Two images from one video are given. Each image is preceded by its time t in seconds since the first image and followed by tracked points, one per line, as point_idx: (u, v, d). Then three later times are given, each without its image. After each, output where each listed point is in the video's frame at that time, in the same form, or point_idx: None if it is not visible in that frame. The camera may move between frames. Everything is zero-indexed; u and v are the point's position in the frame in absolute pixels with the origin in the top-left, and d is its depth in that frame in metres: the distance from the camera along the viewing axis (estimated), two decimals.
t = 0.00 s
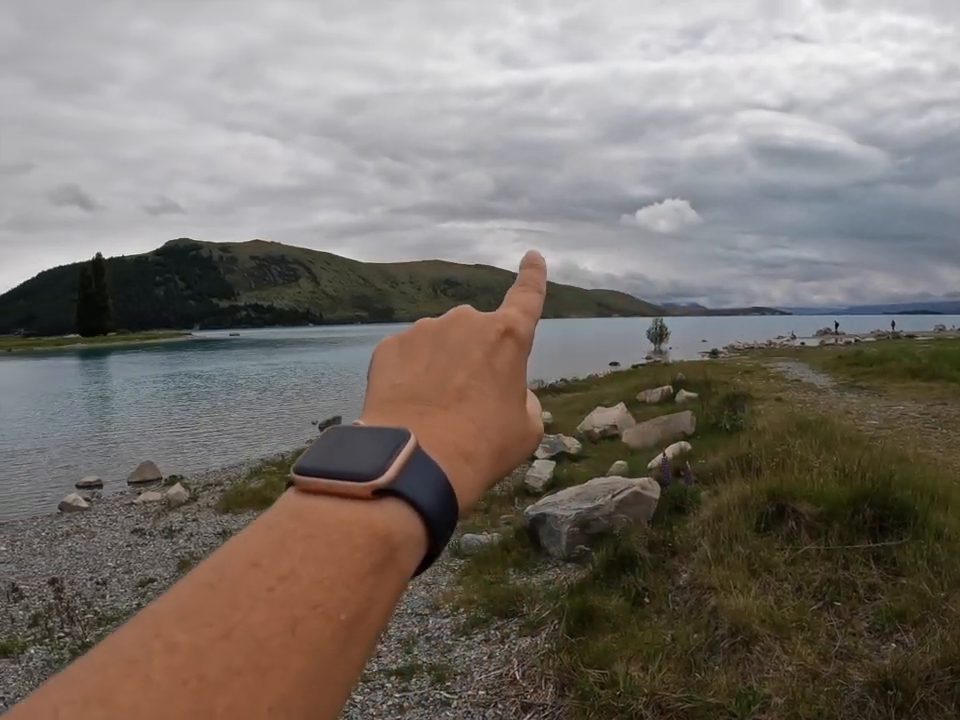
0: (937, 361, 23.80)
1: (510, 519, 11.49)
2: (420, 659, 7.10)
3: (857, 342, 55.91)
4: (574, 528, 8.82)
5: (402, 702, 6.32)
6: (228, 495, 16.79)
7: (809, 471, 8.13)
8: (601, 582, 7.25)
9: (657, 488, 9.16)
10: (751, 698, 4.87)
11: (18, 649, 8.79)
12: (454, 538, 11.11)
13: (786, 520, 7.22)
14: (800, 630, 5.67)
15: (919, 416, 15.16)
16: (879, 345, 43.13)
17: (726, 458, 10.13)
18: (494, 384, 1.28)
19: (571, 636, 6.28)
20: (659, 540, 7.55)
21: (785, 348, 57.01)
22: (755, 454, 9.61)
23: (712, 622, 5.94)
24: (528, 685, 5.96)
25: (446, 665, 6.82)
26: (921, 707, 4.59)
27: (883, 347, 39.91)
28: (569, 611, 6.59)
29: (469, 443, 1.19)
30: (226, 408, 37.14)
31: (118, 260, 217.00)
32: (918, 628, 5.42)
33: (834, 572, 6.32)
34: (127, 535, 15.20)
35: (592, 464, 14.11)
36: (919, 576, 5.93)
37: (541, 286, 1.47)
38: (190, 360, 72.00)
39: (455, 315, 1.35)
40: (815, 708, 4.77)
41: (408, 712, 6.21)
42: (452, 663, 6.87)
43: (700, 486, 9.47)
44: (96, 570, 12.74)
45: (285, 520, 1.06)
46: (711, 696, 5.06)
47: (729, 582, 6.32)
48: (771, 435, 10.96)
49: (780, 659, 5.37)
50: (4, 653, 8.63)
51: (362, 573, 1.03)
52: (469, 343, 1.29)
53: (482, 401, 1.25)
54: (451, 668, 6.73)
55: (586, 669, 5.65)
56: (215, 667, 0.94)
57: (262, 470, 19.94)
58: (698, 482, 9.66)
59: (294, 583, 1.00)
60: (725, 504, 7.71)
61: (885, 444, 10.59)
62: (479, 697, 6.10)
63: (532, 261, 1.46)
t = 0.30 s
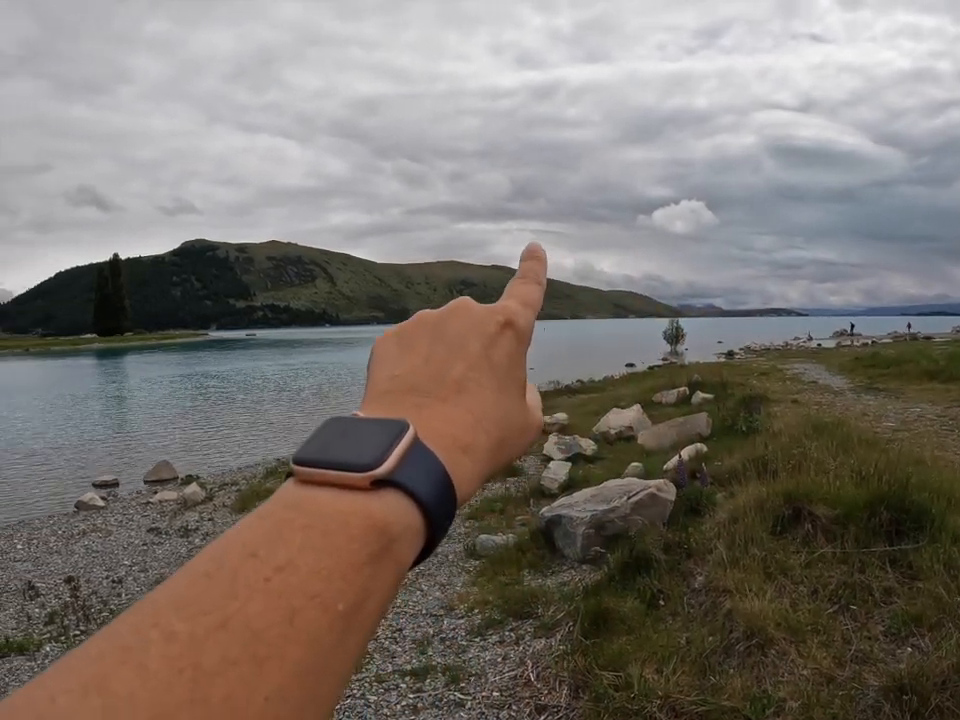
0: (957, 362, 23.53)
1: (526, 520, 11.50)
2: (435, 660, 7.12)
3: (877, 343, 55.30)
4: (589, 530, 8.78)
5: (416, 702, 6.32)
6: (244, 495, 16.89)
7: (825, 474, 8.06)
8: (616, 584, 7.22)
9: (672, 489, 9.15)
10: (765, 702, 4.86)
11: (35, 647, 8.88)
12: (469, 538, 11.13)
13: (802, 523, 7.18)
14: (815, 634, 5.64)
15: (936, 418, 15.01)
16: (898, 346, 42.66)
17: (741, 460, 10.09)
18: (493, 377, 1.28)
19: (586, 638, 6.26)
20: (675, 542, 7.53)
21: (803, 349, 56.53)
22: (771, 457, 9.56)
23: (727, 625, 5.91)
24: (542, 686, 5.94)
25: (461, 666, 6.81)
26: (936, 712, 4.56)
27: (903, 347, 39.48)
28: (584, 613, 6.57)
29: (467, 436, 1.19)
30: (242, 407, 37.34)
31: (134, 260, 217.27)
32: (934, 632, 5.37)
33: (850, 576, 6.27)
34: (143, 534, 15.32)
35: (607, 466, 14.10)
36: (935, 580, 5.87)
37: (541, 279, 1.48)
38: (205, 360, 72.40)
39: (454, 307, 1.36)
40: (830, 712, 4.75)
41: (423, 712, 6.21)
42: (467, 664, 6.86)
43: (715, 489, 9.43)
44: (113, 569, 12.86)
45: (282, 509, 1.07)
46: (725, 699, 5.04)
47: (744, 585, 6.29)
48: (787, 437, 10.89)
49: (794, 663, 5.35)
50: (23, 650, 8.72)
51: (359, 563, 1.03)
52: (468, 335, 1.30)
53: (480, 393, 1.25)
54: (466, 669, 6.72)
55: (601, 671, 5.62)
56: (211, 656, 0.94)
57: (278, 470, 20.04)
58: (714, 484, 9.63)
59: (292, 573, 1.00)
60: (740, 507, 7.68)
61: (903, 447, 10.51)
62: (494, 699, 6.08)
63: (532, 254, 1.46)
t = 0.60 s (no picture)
0: None
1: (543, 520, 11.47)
2: (452, 659, 7.12)
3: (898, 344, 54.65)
4: (607, 530, 8.77)
5: (432, 701, 6.31)
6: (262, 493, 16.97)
7: (844, 475, 7.98)
8: (634, 585, 7.18)
9: (691, 490, 9.10)
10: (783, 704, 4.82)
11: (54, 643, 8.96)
12: (486, 538, 11.11)
13: (821, 525, 7.11)
14: (833, 636, 5.59)
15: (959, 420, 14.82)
16: (920, 348, 42.15)
17: (760, 461, 10.01)
18: (495, 362, 1.26)
19: (604, 639, 6.22)
20: (693, 543, 7.48)
21: (823, 350, 55.95)
22: (790, 458, 9.48)
23: (745, 626, 5.87)
24: (559, 687, 5.91)
25: (477, 666, 6.79)
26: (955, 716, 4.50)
27: (924, 349, 38.97)
28: (601, 614, 6.54)
29: (468, 421, 1.17)
30: (258, 407, 37.54)
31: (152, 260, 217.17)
32: (953, 635, 5.30)
33: (868, 579, 6.21)
34: (161, 532, 15.43)
35: (625, 467, 14.04)
36: (955, 583, 5.80)
37: (544, 263, 1.46)
38: (223, 359, 72.89)
39: (456, 291, 1.33)
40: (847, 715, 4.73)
41: (439, 712, 6.19)
42: (483, 664, 6.84)
43: (734, 490, 9.34)
44: (131, 567, 12.95)
45: (281, 494, 1.06)
46: (742, 701, 4.99)
47: (762, 587, 6.24)
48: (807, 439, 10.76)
49: (812, 665, 5.31)
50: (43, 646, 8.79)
51: (357, 551, 1.01)
52: (469, 320, 1.28)
53: (481, 378, 1.23)
54: (482, 669, 6.70)
55: (618, 672, 5.59)
56: (205, 643, 0.93)
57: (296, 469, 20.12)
58: (732, 485, 9.55)
59: (289, 559, 0.99)
60: (759, 508, 7.61)
61: (924, 449, 10.39)
62: (510, 699, 6.06)
63: (535, 238, 1.44)
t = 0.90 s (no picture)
0: None
1: (563, 521, 11.43)
2: (471, 659, 7.14)
3: (920, 346, 54.11)
4: (626, 531, 8.76)
5: (452, 701, 6.32)
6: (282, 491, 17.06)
7: (865, 478, 7.95)
8: (653, 586, 7.18)
9: (711, 491, 9.10)
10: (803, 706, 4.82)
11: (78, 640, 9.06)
12: (506, 539, 11.10)
13: (841, 527, 7.10)
14: (853, 639, 5.59)
15: None
16: (942, 350, 41.74)
17: (780, 463, 9.98)
18: (478, 354, 1.27)
19: (623, 640, 6.23)
20: (712, 544, 7.46)
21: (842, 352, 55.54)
22: (810, 459, 9.45)
23: (764, 628, 5.86)
24: (578, 688, 5.92)
25: (497, 666, 6.81)
26: None
27: (947, 350, 38.59)
28: (621, 615, 6.53)
29: (451, 412, 1.18)
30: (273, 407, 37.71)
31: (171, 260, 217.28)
32: None
33: (889, 581, 6.19)
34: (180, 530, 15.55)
35: (644, 468, 14.02)
36: None
37: (526, 255, 1.48)
38: (239, 359, 73.23)
39: (439, 283, 1.34)
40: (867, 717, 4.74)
41: (459, 712, 6.19)
42: (502, 664, 6.85)
43: (755, 491, 9.32)
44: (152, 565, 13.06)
45: (263, 487, 1.06)
46: (762, 703, 5.00)
47: (782, 588, 6.23)
48: (829, 442, 10.68)
49: (831, 668, 5.31)
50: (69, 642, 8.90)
51: (340, 542, 1.02)
52: (453, 312, 1.29)
53: (463, 369, 1.25)
54: (502, 669, 6.71)
55: (638, 673, 5.60)
56: (188, 633, 0.93)
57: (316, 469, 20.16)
58: (753, 487, 9.50)
59: (272, 550, 1.00)
60: (779, 509, 7.59)
61: (947, 452, 10.32)
62: (528, 699, 6.06)
63: (517, 231, 1.45)
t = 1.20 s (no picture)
0: None
1: (585, 522, 11.39)
2: (492, 660, 7.12)
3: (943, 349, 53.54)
4: (648, 533, 8.70)
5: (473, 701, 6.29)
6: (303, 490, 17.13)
7: (887, 481, 7.90)
8: (675, 588, 7.16)
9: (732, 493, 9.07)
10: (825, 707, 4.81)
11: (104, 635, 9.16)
12: (527, 540, 11.07)
13: (863, 530, 7.05)
14: (874, 642, 5.56)
15: None
16: None
17: (802, 465, 9.93)
18: (467, 354, 1.28)
19: (643, 642, 6.22)
20: (734, 546, 7.41)
21: (864, 354, 55.01)
22: (832, 462, 9.40)
23: (786, 630, 5.84)
24: (598, 689, 5.90)
25: (518, 667, 6.78)
26: None
27: None
28: (642, 617, 6.53)
29: (439, 415, 1.18)
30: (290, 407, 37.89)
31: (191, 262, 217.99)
32: None
33: (911, 584, 6.13)
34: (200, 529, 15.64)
35: (666, 470, 13.97)
36: None
37: (515, 260, 1.50)
38: (257, 360, 73.67)
39: (427, 286, 1.35)
40: None
41: (479, 712, 6.16)
42: (523, 664, 6.83)
43: (778, 493, 9.29)
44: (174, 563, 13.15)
45: (251, 490, 1.06)
46: (783, 705, 5.00)
47: (804, 591, 6.20)
48: (852, 446, 10.62)
49: (853, 671, 5.29)
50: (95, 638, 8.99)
51: (330, 543, 1.02)
52: (441, 315, 1.29)
53: (453, 372, 1.25)
54: (523, 670, 6.68)
55: (659, 676, 5.60)
56: (175, 637, 0.92)
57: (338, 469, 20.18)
58: (776, 489, 9.43)
59: (260, 553, 0.99)
60: (800, 512, 7.55)
61: None
62: (549, 701, 6.03)
63: (505, 237, 1.48)
